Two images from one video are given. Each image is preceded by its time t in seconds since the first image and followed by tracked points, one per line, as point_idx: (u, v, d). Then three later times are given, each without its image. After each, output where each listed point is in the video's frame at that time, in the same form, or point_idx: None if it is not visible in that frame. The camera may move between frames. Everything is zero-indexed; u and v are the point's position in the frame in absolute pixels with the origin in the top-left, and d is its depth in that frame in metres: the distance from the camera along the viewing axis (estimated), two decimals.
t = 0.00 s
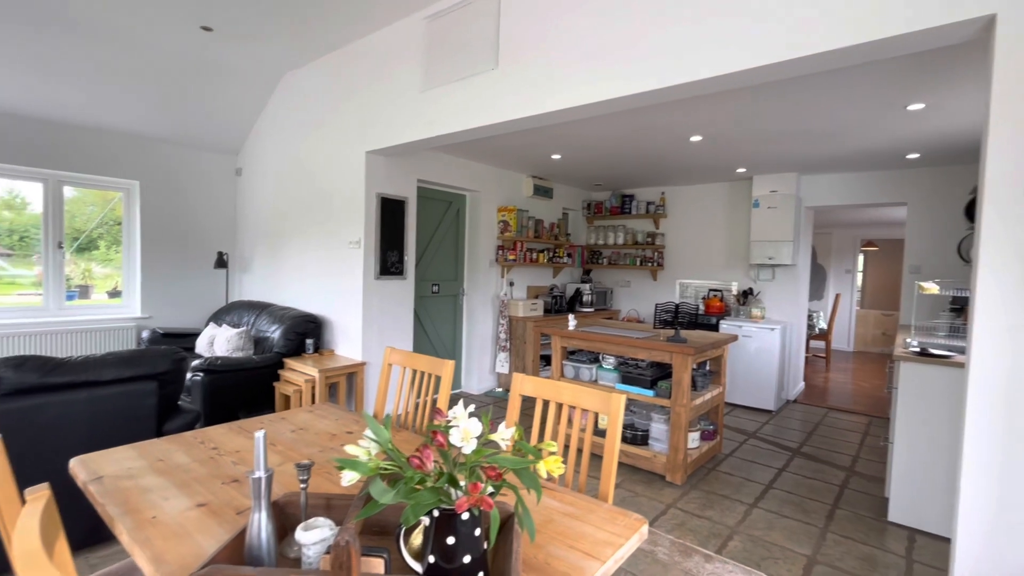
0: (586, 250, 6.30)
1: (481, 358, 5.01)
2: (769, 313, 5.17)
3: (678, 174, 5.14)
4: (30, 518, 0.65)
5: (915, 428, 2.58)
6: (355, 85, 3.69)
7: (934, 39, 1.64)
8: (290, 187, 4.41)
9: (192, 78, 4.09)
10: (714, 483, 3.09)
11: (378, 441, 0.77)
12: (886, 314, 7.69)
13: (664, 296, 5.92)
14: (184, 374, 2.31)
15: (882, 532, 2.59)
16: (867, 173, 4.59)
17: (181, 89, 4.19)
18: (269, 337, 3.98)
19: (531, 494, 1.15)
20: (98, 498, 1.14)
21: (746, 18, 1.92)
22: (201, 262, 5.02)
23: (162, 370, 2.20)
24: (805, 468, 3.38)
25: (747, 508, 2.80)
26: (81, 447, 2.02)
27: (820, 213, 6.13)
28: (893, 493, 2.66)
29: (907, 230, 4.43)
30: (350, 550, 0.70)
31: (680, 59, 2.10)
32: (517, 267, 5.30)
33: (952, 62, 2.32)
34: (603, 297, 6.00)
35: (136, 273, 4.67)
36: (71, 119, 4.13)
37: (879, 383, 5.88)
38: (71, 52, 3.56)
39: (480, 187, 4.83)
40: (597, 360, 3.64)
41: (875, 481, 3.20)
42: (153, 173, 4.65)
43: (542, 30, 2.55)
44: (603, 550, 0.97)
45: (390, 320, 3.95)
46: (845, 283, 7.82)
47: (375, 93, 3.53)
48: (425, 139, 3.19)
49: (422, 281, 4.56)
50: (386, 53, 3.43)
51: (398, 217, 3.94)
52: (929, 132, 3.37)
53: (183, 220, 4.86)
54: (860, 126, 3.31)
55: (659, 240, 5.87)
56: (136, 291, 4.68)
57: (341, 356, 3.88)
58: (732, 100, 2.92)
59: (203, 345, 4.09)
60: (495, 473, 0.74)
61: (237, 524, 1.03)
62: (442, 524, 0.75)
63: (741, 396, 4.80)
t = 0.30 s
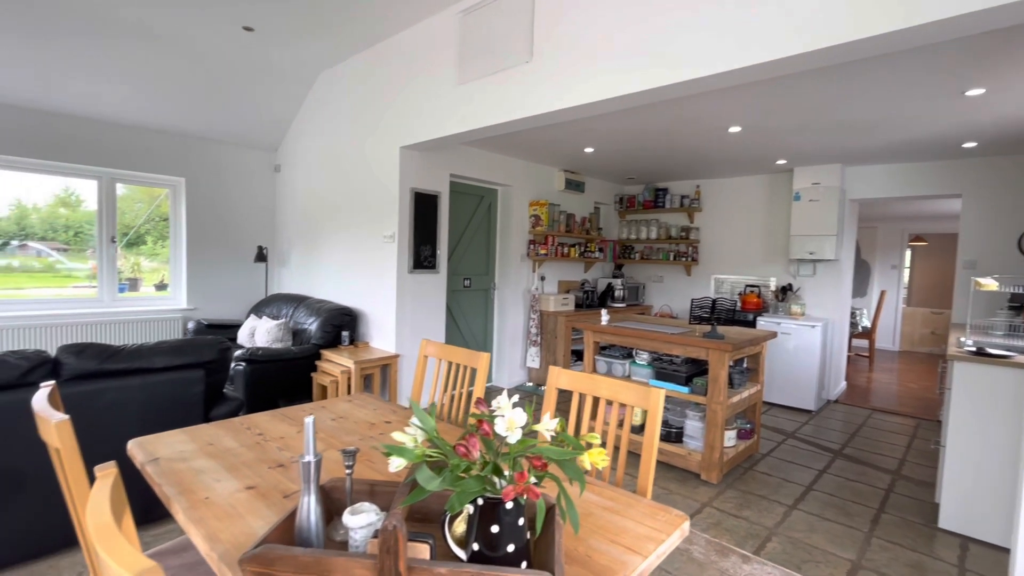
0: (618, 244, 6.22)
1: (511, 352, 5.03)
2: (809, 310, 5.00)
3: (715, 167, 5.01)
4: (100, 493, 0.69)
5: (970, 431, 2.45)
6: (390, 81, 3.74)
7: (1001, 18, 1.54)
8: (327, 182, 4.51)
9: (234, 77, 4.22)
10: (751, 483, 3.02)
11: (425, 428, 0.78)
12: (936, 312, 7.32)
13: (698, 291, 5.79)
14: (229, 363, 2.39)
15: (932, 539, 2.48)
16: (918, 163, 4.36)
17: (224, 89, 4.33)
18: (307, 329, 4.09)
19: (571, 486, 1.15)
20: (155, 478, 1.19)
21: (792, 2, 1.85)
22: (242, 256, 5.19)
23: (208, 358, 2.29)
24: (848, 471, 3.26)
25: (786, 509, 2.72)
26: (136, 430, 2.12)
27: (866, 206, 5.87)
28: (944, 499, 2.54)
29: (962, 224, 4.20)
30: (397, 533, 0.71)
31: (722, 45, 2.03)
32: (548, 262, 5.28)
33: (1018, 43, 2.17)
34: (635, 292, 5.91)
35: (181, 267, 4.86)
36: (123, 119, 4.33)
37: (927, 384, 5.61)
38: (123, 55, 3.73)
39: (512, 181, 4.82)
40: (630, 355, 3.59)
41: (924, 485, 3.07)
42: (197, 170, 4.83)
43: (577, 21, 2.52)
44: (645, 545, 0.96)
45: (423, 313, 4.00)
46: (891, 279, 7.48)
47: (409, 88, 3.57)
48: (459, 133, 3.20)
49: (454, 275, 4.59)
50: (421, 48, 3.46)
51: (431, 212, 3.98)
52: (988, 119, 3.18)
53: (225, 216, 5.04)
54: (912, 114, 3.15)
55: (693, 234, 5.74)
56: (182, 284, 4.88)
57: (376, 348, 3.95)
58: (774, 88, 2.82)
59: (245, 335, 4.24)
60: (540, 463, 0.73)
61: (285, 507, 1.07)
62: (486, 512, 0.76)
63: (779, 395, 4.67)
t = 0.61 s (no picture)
0: (655, 240, 6.11)
1: (546, 348, 5.02)
2: (858, 309, 4.78)
3: (757, 160, 4.85)
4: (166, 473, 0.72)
5: None
6: (427, 78, 3.78)
7: None
8: (366, 179, 4.61)
9: (278, 78, 4.36)
10: (794, 487, 2.92)
11: (471, 419, 0.79)
12: (998, 313, 6.87)
13: (738, 289, 5.62)
14: (274, 354, 2.48)
15: (994, 552, 2.34)
16: (981, 154, 4.10)
17: (269, 89, 4.48)
18: (346, 323, 4.20)
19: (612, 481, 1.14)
20: (211, 461, 1.25)
21: None
22: (285, 251, 5.37)
23: (255, 349, 2.37)
24: (900, 477, 3.11)
25: (833, 515, 2.62)
26: (190, 416, 2.22)
27: (921, 200, 5.56)
28: (1008, 510, 2.39)
29: None
30: (444, 522, 0.72)
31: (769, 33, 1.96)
32: (583, 258, 5.24)
33: None
34: (672, 289, 5.78)
35: (229, 262, 5.07)
36: (176, 120, 4.54)
37: (988, 389, 5.28)
38: (176, 58, 3.91)
39: (548, 176, 4.80)
40: (668, 353, 3.53)
41: (985, 496, 2.89)
42: (244, 168, 5.03)
43: (616, 12, 2.49)
44: (690, 544, 0.94)
45: (459, 308, 4.04)
46: (948, 278, 7.06)
47: (446, 85, 3.60)
48: (496, 128, 3.21)
49: (489, 270, 4.62)
50: (458, 44, 3.48)
51: (468, 207, 4.01)
52: None
53: (269, 212, 5.23)
54: (976, 101, 2.96)
55: (734, 229, 5.58)
56: (229, 278, 5.09)
57: (412, 342, 4.02)
58: (824, 77, 2.70)
59: (288, 328, 4.38)
60: (588, 456, 0.72)
61: (331, 493, 1.10)
62: (531, 504, 0.76)
63: (825, 397, 4.49)
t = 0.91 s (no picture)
0: (700, 237, 5.94)
1: (586, 346, 4.97)
2: (922, 310, 4.49)
3: (811, 152, 4.62)
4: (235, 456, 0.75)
5: None
6: (470, 75, 3.81)
7: None
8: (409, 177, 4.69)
9: (326, 79, 4.49)
10: (850, 495, 2.78)
11: (527, 413, 0.78)
12: None
13: (789, 287, 5.40)
14: (323, 347, 2.57)
15: None
16: None
17: (317, 91, 4.62)
18: (390, 317, 4.29)
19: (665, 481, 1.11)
20: (269, 447, 1.30)
21: None
22: (332, 248, 5.54)
23: (306, 341, 2.47)
24: (969, 490, 2.90)
25: (894, 527, 2.47)
26: (246, 405, 2.32)
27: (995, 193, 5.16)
28: None
29: None
30: (500, 514, 0.72)
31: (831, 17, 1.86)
32: (625, 255, 5.15)
33: None
34: (717, 287, 5.61)
35: (279, 258, 5.27)
36: (231, 122, 4.76)
37: None
38: (232, 63, 4.09)
39: (590, 172, 4.74)
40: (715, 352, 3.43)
41: None
42: (293, 168, 5.22)
43: (664, 2, 2.42)
44: (749, 549, 0.91)
45: (500, 304, 4.05)
46: None
47: (489, 81, 3.61)
48: (538, 124, 3.20)
49: (530, 267, 4.61)
50: (501, 40, 3.48)
51: (509, 204, 4.01)
52: None
53: (317, 210, 5.40)
54: None
55: (785, 225, 5.35)
56: (279, 274, 5.29)
57: (454, 337, 4.07)
58: (889, 63, 2.53)
59: (334, 322, 4.52)
60: (648, 454, 0.70)
61: (383, 482, 1.12)
62: (586, 501, 0.75)
63: (884, 402, 4.25)
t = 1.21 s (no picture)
0: (750, 234, 5.72)
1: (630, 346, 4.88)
2: (1001, 314, 4.14)
3: (875, 145, 4.35)
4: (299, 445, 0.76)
5: None
6: (516, 72, 3.80)
7: None
8: (453, 175, 4.73)
9: (374, 80, 4.59)
10: (919, 511, 2.60)
11: (587, 412, 0.76)
12: None
13: (848, 288, 5.11)
14: (371, 342, 2.62)
15: None
16: None
17: (365, 92, 4.73)
18: (434, 314, 4.34)
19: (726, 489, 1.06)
20: (324, 438, 1.33)
21: None
22: (377, 246, 5.67)
23: (356, 336, 2.52)
24: None
25: (970, 547, 2.29)
26: (299, 397, 2.40)
27: None
28: None
29: None
30: (559, 516, 0.70)
31: None
32: (671, 253, 5.00)
33: None
34: (769, 287, 5.37)
35: (328, 255, 5.44)
36: (284, 124, 4.95)
37: None
38: (286, 67, 4.25)
39: (636, 168, 4.64)
40: (769, 355, 3.28)
41: None
42: (342, 168, 5.38)
43: None
44: (821, 565, 0.85)
45: (543, 302, 4.03)
46: None
47: (534, 78, 3.59)
48: (585, 120, 3.15)
49: (573, 265, 4.57)
50: (548, 36, 3.45)
51: (554, 201, 3.98)
52: None
53: (364, 209, 5.55)
54: None
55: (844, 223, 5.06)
56: (328, 271, 5.46)
57: (496, 335, 4.07)
58: (970, 45, 2.34)
59: (380, 318, 4.62)
60: (719, 459, 0.66)
61: (435, 478, 1.12)
62: (649, 506, 0.72)
63: (955, 412, 3.95)
